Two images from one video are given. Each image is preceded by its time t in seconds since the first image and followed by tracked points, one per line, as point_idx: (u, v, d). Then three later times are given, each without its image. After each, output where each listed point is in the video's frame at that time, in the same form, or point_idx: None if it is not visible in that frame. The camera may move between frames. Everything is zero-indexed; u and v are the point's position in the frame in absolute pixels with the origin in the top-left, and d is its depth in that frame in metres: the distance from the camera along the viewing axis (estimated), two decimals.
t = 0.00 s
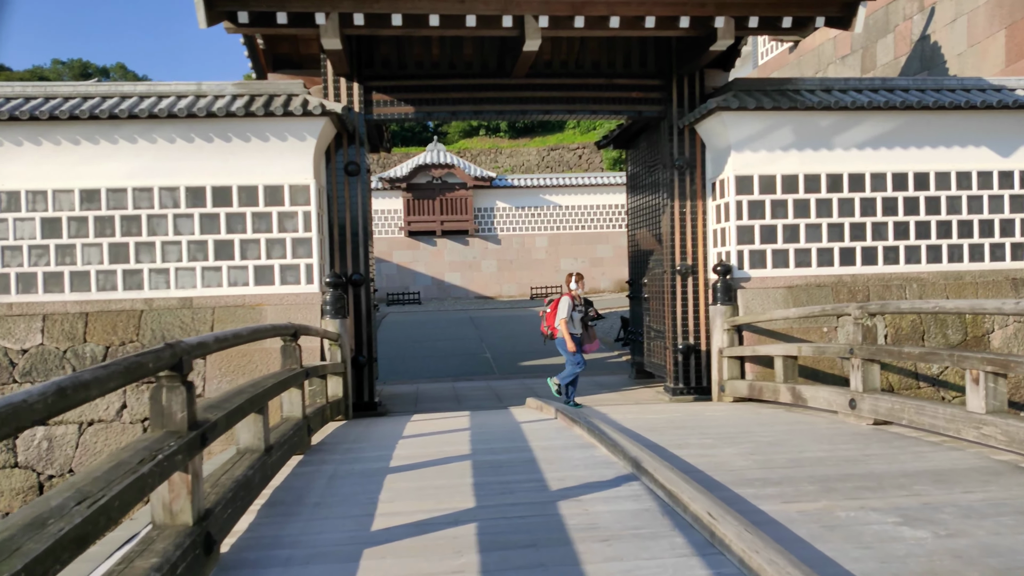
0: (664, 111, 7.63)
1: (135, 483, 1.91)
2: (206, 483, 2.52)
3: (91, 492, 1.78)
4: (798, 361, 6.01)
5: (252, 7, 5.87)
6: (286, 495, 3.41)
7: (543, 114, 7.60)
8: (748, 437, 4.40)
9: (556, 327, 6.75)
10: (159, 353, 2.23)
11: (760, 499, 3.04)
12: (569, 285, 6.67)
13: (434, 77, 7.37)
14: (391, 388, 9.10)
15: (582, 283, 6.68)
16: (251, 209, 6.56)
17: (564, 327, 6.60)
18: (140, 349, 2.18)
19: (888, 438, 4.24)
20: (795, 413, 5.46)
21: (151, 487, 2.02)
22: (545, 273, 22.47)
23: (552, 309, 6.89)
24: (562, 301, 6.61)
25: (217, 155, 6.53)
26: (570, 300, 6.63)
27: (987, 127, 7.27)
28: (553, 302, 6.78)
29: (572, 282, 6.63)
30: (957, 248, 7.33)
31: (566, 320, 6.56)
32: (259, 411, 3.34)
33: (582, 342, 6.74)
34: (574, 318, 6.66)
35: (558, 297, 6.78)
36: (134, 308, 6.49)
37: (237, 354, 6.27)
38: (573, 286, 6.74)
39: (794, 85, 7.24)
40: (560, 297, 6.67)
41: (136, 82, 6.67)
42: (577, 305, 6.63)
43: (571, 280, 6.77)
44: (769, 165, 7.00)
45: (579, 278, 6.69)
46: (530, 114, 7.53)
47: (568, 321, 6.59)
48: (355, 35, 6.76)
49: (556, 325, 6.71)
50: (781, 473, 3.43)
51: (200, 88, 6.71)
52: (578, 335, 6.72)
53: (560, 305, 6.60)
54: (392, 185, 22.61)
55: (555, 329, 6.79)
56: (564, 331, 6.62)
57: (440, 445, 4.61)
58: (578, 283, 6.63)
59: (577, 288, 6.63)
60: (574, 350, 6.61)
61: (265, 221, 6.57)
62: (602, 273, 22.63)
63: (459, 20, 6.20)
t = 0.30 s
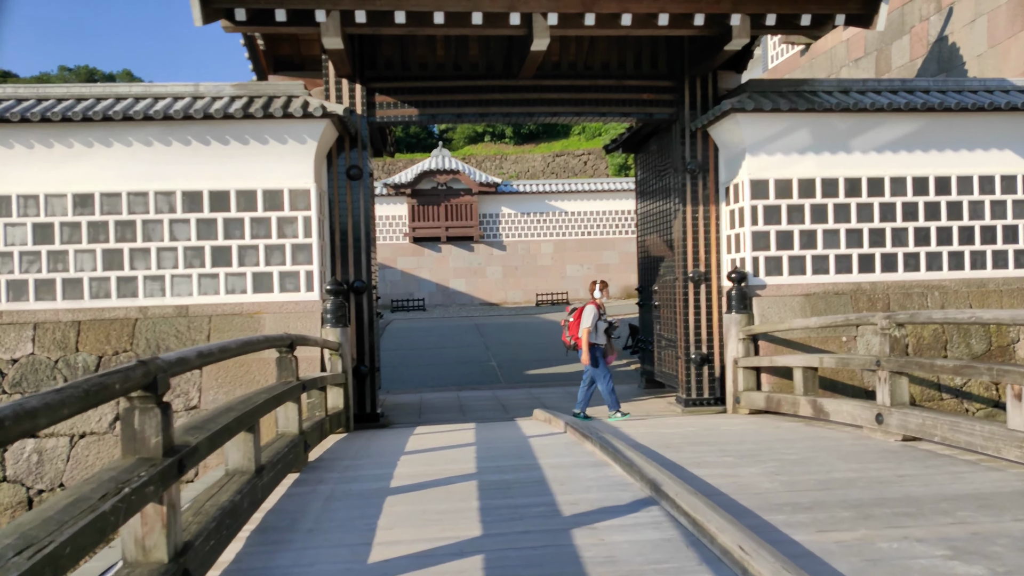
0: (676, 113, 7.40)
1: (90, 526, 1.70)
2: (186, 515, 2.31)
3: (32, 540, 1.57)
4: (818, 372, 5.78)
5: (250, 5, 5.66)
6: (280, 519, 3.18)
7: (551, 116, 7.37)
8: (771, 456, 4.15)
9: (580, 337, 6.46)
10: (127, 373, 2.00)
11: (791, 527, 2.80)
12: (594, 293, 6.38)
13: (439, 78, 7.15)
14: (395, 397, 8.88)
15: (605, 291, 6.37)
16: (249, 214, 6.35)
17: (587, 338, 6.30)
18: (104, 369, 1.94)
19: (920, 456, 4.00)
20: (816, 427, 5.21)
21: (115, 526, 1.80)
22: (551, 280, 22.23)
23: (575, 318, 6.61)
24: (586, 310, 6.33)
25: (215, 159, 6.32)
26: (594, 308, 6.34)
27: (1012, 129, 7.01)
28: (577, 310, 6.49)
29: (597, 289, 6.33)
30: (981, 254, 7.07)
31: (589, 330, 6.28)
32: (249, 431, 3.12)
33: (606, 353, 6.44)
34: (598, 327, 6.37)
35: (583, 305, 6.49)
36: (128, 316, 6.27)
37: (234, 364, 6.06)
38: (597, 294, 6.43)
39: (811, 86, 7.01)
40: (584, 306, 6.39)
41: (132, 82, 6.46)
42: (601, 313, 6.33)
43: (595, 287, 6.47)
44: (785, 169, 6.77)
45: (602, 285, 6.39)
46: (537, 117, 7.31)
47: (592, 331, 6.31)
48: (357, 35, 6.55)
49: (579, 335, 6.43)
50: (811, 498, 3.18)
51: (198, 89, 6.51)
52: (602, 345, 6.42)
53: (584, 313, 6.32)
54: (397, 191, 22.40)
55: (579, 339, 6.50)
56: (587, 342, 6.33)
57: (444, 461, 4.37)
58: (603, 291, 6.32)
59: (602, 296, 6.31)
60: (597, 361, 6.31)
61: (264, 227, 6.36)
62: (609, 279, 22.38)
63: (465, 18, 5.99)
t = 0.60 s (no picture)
0: (688, 110, 7.14)
1: None
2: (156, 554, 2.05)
3: None
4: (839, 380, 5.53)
5: None
6: (270, 545, 2.93)
7: (558, 114, 7.12)
8: (795, 473, 3.89)
9: (609, 341, 6.12)
10: (87, 399, 1.75)
11: (830, 559, 2.54)
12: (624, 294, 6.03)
13: (442, 74, 6.92)
14: (398, 403, 8.64)
15: (628, 289, 6.03)
16: (246, 215, 6.11)
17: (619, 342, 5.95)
18: (58, 395, 1.69)
19: (957, 473, 3.73)
20: (839, 439, 4.94)
21: None
22: (556, 281, 21.98)
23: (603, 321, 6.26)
24: (615, 312, 5.98)
25: (209, 157, 6.08)
26: (624, 311, 6.00)
27: None
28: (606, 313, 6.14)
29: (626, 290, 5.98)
30: (1006, 256, 6.80)
31: (621, 334, 5.93)
32: (236, 450, 2.88)
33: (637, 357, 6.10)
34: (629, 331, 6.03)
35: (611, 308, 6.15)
36: (120, 322, 6.04)
37: (229, 371, 5.82)
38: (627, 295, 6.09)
39: (829, 81, 6.75)
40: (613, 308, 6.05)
41: (124, 79, 6.21)
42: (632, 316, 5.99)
43: (623, 288, 6.14)
44: (802, 167, 6.52)
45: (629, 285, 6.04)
46: (543, 114, 7.05)
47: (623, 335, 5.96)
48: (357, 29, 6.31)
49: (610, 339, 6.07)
50: (848, 524, 2.92)
51: (192, 85, 6.26)
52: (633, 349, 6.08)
53: (614, 316, 5.97)
54: (401, 192, 22.16)
55: (609, 344, 6.15)
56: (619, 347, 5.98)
57: (447, 476, 4.12)
58: (631, 292, 5.98)
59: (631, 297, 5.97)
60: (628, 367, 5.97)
61: (261, 228, 6.12)
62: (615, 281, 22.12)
63: (470, 10, 5.75)
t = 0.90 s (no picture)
0: (702, 105, 6.88)
1: None
2: None
3: None
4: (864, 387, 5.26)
5: None
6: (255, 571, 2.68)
7: (567, 110, 6.87)
8: (824, 489, 3.62)
9: (639, 347, 5.73)
10: (26, 421, 1.51)
11: None
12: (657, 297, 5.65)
13: (447, 69, 6.68)
14: (401, 409, 8.40)
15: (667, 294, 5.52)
16: (242, 214, 5.88)
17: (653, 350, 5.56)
18: None
19: (999, 491, 3.46)
20: (865, 450, 4.67)
21: None
22: (563, 283, 21.73)
23: (633, 326, 5.85)
24: (649, 316, 5.60)
25: (204, 155, 5.84)
26: (656, 315, 5.60)
27: None
28: (637, 317, 5.76)
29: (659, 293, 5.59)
30: None
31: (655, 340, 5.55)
32: (219, 469, 2.63)
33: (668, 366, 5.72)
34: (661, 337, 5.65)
35: (642, 312, 5.74)
36: (112, 325, 5.81)
37: (224, 377, 5.59)
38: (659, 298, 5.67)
39: (849, 75, 6.48)
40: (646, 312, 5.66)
41: (117, 73, 5.98)
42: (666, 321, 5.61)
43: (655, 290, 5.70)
44: (822, 165, 6.25)
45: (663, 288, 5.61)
46: (552, 110, 6.81)
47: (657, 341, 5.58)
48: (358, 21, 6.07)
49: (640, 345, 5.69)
50: (891, 550, 2.65)
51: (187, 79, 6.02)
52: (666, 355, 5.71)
53: (647, 321, 5.58)
54: (406, 193, 21.91)
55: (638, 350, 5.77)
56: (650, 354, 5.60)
57: (450, 490, 3.86)
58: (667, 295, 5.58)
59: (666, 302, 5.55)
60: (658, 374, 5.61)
61: (258, 228, 5.88)
62: (623, 282, 21.87)
63: None
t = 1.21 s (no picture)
0: (717, 105, 6.62)
1: None
2: None
3: None
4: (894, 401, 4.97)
5: None
6: None
7: (576, 110, 6.63)
8: (855, 515, 3.35)
9: (680, 356, 5.31)
10: None
11: None
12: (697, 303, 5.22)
13: (452, 68, 6.44)
14: (406, 418, 8.16)
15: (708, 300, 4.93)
16: (239, 218, 5.65)
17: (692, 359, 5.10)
18: None
19: None
20: (894, 468, 4.40)
21: None
22: (571, 287, 21.47)
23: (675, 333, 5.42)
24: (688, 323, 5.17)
25: (200, 156, 5.62)
26: (697, 321, 5.15)
27: None
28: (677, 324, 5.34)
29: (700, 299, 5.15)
30: None
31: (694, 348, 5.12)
32: (196, 499, 2.42)
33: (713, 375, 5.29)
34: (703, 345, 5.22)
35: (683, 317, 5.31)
36: (104, 334, 5.59)
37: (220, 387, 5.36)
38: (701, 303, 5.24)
39: (870, 72, 6.22)
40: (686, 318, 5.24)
41: (110, 72, 5.77)
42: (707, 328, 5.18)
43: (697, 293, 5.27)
44: (843, 166, 5.99)
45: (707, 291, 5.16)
46: (560, 110, 6.56)
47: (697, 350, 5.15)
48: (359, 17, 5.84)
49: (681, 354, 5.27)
50: None
51: (182, 78, 5.80)
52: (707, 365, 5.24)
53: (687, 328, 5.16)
54: (413, 196, 21.68)
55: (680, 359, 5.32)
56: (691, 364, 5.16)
57: (453, 512, 3.61)
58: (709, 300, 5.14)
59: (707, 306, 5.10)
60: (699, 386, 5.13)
61: (256, 232, 5.66)
62: (631, 287, 21.61)
63: None
